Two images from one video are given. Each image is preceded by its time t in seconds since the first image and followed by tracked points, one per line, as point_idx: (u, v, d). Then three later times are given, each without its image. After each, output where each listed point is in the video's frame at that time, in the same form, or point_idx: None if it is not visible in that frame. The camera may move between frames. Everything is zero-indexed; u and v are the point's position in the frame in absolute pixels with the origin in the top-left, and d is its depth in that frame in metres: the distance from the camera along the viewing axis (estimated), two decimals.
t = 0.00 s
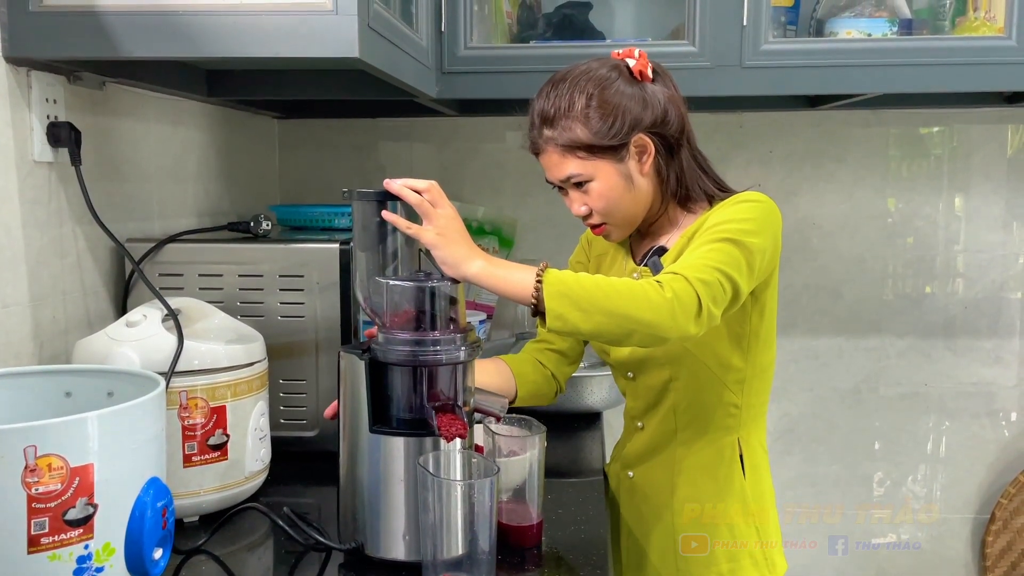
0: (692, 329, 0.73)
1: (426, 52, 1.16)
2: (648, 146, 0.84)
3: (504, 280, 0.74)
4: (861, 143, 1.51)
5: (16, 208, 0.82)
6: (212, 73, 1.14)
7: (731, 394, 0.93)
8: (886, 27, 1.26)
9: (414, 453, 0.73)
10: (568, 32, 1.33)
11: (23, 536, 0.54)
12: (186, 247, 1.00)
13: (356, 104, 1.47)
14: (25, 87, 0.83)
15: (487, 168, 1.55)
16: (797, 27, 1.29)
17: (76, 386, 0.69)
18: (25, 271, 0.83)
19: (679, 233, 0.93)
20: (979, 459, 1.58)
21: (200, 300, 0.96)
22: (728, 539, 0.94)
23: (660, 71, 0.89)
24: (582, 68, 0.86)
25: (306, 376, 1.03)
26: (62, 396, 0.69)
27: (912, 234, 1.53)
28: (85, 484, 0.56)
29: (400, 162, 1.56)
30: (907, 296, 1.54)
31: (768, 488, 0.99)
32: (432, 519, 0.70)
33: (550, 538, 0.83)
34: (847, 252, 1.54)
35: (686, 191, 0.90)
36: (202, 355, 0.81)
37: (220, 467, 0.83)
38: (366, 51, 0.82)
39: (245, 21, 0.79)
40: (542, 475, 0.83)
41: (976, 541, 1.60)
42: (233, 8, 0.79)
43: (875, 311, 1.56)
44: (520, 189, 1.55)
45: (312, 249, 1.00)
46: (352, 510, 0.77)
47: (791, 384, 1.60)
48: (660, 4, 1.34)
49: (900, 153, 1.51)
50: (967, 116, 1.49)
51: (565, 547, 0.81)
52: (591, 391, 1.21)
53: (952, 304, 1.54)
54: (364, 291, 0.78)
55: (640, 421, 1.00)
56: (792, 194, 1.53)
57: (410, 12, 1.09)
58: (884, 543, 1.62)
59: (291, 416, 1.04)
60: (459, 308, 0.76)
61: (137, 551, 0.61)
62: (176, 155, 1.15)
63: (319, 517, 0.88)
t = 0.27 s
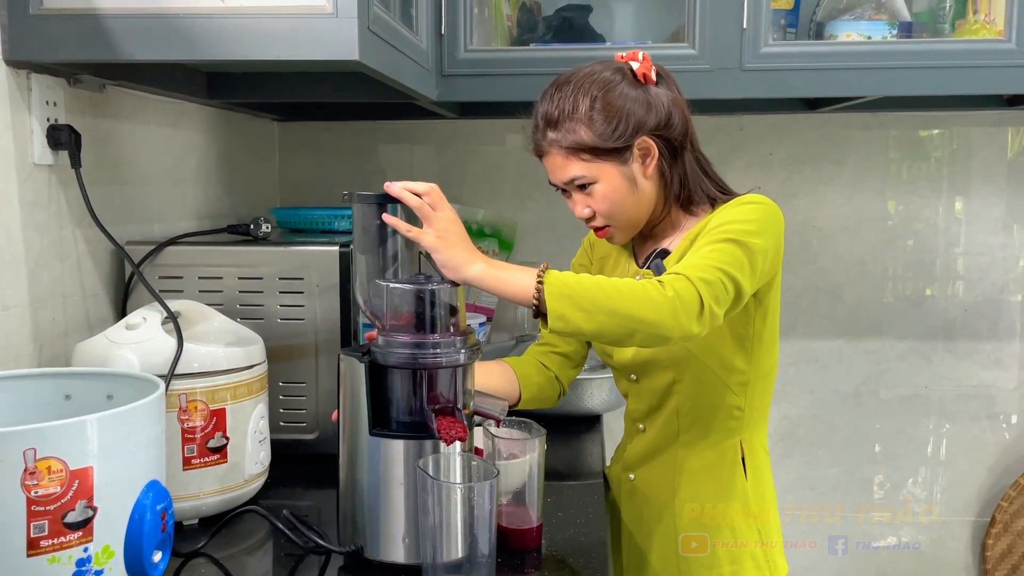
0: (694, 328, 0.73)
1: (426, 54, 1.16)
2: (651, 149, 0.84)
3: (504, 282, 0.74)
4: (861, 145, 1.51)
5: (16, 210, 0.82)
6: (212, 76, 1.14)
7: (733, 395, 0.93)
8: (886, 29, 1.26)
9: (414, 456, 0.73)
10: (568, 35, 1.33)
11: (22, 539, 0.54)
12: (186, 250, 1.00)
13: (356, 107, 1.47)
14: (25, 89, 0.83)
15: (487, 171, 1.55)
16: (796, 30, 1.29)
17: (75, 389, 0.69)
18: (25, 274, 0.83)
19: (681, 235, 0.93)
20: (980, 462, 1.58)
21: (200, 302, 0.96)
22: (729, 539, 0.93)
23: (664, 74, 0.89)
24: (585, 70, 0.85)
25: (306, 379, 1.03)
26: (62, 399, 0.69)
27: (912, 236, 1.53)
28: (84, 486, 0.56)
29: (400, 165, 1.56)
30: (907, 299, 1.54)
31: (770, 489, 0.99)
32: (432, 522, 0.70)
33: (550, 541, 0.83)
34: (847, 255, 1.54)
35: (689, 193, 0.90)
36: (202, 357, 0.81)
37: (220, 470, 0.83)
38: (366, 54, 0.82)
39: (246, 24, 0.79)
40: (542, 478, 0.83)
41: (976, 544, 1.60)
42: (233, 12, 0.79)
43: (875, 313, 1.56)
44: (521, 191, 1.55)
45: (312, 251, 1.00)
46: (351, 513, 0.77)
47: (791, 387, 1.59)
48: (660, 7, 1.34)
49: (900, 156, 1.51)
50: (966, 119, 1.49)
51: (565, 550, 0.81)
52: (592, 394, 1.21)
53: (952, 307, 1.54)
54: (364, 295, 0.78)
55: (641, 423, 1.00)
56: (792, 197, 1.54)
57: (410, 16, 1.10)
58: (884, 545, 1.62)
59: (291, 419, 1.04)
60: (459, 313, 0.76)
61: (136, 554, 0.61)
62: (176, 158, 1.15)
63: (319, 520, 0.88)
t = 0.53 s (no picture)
0: (695, 330, 0.73)
1: (427, 57, 1.17)
2: (651, 153, 0.84)
3: (504, 285, 0.74)
4: (861, 148, 1.52)
5: (18, 213, 0.82)
6: (214, 78, 1.15)
7: (733, 397, 0.93)
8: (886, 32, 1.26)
9: (414, 458, 0.73)
10: (569, 38, 1.34)
11: (25, 542, 0.54)
12: (187, 252, 1.00)
13: (356, 109, 1.47)
14: (28, 92, 0.84)
15: (487, 173, 1.55)
16: (797, 32, 1.29)
17: (78, 391, 0.69)
18: (26, 276, 0.83)
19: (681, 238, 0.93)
20: (980, 464, 1.58)
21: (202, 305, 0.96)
22: (729, 539, 0.94)
23: (662, 77, 0.89)
24: (584, 75, 0.85)
25: (307, 381, 1.03)
26: (63, 402, 0.69)
27: (912, 238, 1.53)
28: (87, 489, 0.56)
29: (401, 167, 1.56)
30: (907, 301, 1.55)
31: (770, 490, 0.99)
32: (434, 524, 0.70)
33: (551, 543, 0.84)
34: (847, 257, 1.54)
35: (688, 196, 0.91)
36: (204, 360, 0.81)
37: (221, 473, 0.83)
38: (367, 57, 0.83)
39: (247, 27, 0.79)
40: (543, 480, 0.83)
41: (977, 547, 1.60)
42: (235, 15, 0.79)
43: (875, 316, 1.56)
44: (521, 193, 1.56)
45: (312, 254, 1.01)
46: (353, 515, 0.77)
47: (791, 389, 1.59)
48: (661, 10, 1.34)
49: (900, 158, 1.51)
50: (966, 121, 1.50)
51: (566, 552, 0.81)
52: (592, 396, 1.21)
53: (952, 309, 1.54)
54: (365, 298, 0.78)
55: (641, 425, 1.00)
56: (793, 199, 1.54)
57: (411, 19, 1.10)
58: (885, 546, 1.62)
59: (292, 421, 1.04)
60: (460, 316, 0.76)
61: (138, 557, 0.61)
62: (177, 161, 1.15)
63: (320, 523, 0.88)
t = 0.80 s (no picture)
0: (695, 333, 0.73)
1: (427, 59, 1.17)
2: (651, 156, 0.84)
3: (504, 287, 0.74)
4: (862, 150, 1.52)
5: (19, 216, 0.82)
6: (215, 81, 1.15)
7: (733, 399, 0.93)
8: (886, 35, 1.27)
9: (415, 461, 0.73)
10: (569, 40, 1.34)
11: (25, 545, 0.54)
12: (188, 255, 1.01)
13: (357, 112, 1.47)
14: (28, 95, 0.84)
15: (488, 175, 1.55)
16: (797, 35, 1.30)
17: (78, 394, 0.69)
18: (27, 279, 0.84)
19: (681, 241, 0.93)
20: (980, 466, 1.58)
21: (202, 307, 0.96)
22: (729, 539, 0.94)
23: (661, 80, 0.89)
24: (584, 78, 0.86)
25: (308, 384, 1.03)
26: (64, 404, 0.69)
27: (912, 241, 1.53)
28: (87, 492, 0.56)
29: (401, 169, 1.56)
30: (908, 303, 1.55)
31: (770, 491, 0.99)
32: (434, 527, 0.70)
33: (551, 546, 0.84)
34: (847, 260, 1.54)
35: (688, 199, 0.91)
36: (204, 363, 0.81)
37: (222, 475, 0.83)
38: (368, 60, 0.83)
39: (248, 30, 0.79)
40: (543, 483, 0.83)
41: (977, 549, 1.59)
42: (236, 18, 0.79)
43: (876, 318, 1.56)
44: (522, 196, 1.56)
45: (313, 256, 1.01)
46: (353, 518, 0.77)
47: (791, 392, 1.59)
48: (662, 13, 1.34)
49: (900, 161, 1.51)
50: (966, 123, 1.50)
51: (567, 556, 0.81)
52: (592, 399, 1.21)
53: (953, 311, 1.54)
54: (365, 301, 0.78)
55: (641, 428, 1.00)
56: (793, 201, 1.54)
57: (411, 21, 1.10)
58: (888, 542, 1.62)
59: (292, 423, 1.04)
60: (460, 319, 0.76)
61: (138, 560, 0.61)
62: (178, 163, 1.15)
63: (320, 525, 0.88)
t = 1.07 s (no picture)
0: (696, 335, 0.73)
1: (428, 61, 1.17)
2: (657, 153, 0.84)
3: (504, 289, 0.74)
4: (862, 151, 1.52)
5: (19, 217, 0.82)
6: (215, 83, 1.15)
7: (734, 400, 0.93)
8: (886, 36, 1.27)
9: (415, 463, 0.73)
10: (570, 42, 1.34)
11: (24, 546, 0.54)
12: (188, 256, 1.01)
13: (357, 113, 1.47)
14: (28, 96, 0.84)
15: (488, 177, 1.55)
16: (797, 37, 1.30)
17: (78, 395, 0.69)
18: (27, 280, 0.84)
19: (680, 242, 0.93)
20: (981, 467, 1.58)
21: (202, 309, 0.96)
22: (729, 539, 0.93)
23: (672, 79, 0.89)
24: (596, 72, 0.85)
25: (308, 385, 1.03)
26: (63, 406, 0.69)
27: (913, 242, 1.53)
28: (87, 493, 0.56)
29: (401, 171, 1.56)
30: (908, 304, 1.55)
31: (770, 490, 0.99)
32: (434, 529, 0.70)
33: (551, 548, 0.84)
34: (847, 261, 1.54)
35: (689, 201, 0.91)
36: (204, 364, 0.81)
37: (222, 477, 0.83)
38: (368, 61, 0.83)
39: (248, 31, 0.80)
40: (543, 484, 0.83)
41: (978, 551, 1.59)
42: (236, 19, 0.79)
43: (876, 319, 1.56)
44: (522, 197, 1.56)
45: (313, 258, 1.01)
46: (353, 519, 0.77)
47: (792, 393, 1.59)
48: (662, 14, 1.34)
49: (900, 162, 1.51)
50: (966, 124, 1.50)
51: (567, 557, 0.81)
52: (592, 400, 1.21)
53: (953, 313, 1.54)
54: (365, 302, 0.79)
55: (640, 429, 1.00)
56: (793, 203, 1.54)
57: (412, 22, 1.10)
58: (886, 546, 1.62)
59: (292, 425, 1.04)
60: (460, 319, 0.76)
61: (138, 561, 0.61)
62: (178, 165, 1.15)
63: (320, 527, 0.88)
